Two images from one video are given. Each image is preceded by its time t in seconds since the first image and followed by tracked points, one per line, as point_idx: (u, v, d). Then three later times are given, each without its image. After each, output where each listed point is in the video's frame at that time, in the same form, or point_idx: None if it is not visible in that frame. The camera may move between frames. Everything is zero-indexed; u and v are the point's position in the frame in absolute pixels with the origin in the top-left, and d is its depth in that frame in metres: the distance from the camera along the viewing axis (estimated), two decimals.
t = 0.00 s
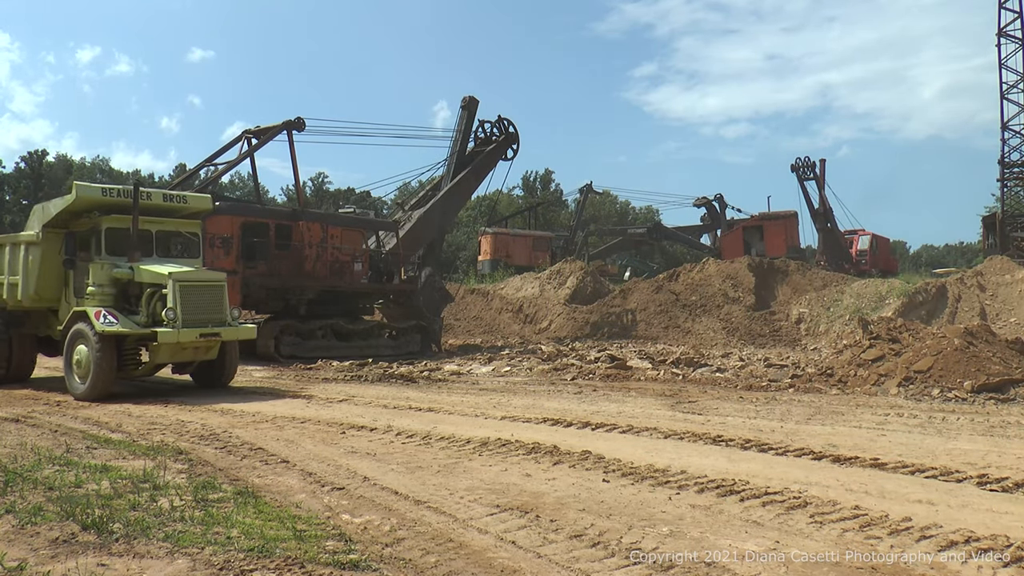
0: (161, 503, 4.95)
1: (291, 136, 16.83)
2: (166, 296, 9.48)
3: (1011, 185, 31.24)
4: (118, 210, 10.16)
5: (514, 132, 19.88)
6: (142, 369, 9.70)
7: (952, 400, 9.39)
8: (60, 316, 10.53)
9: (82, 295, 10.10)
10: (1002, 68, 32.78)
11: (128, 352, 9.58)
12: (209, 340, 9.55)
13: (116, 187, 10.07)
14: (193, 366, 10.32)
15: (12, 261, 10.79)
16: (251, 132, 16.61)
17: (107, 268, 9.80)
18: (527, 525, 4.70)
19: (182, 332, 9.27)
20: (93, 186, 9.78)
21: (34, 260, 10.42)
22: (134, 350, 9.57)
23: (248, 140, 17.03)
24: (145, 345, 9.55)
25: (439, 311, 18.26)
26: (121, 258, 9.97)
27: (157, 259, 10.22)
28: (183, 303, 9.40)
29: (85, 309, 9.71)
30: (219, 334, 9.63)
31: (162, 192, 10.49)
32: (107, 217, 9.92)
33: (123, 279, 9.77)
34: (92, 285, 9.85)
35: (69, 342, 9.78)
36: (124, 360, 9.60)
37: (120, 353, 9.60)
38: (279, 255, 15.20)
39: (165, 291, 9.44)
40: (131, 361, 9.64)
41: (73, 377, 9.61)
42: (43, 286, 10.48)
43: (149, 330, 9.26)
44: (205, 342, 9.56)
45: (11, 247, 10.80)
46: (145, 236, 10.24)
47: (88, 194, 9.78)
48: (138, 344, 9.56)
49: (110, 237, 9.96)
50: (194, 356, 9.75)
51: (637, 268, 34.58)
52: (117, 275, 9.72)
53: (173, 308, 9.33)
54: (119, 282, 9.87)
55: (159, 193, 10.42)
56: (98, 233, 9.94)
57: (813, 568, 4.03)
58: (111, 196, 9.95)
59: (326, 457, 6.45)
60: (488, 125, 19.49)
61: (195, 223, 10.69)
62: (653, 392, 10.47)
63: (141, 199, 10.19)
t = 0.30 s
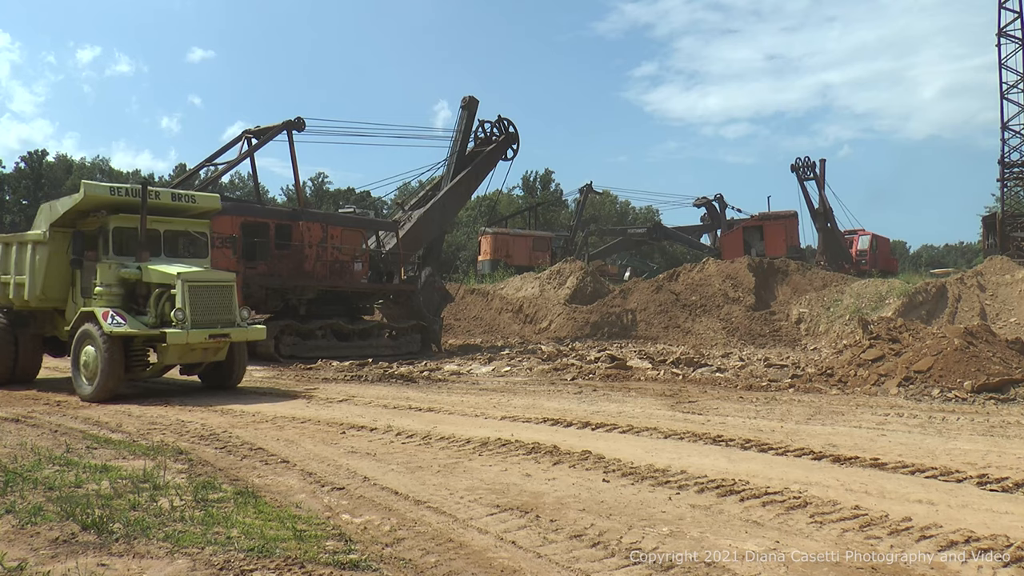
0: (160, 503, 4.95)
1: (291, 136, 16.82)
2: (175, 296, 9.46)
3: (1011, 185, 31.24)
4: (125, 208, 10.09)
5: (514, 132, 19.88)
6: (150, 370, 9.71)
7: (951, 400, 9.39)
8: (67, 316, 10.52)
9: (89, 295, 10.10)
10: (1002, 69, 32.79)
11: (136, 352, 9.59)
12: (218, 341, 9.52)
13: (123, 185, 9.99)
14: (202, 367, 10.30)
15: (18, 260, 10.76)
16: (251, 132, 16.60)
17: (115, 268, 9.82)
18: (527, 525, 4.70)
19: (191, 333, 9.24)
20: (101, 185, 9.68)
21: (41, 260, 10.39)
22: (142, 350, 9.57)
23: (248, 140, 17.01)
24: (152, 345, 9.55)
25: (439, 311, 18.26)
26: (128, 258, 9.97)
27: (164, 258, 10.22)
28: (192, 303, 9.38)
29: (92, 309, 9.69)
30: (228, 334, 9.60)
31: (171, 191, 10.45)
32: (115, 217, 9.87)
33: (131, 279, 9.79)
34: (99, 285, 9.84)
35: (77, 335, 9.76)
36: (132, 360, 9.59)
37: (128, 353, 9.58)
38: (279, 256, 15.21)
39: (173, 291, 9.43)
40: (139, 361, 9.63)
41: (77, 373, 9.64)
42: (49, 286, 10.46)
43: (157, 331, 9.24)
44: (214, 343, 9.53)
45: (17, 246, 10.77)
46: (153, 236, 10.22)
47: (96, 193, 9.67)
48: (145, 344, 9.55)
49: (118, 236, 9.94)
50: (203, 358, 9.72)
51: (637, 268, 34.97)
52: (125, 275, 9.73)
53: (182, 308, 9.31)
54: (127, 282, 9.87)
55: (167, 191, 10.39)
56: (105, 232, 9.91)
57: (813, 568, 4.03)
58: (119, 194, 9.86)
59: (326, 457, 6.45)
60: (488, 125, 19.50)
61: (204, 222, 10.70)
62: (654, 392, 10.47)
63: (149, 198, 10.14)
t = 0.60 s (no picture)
0: (160, 503, 4.95)
1: (291, 136, 16.82)
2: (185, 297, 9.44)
3: (1011, 185, 31.26)
4: (134, 207, 10.12)
5: (514, 132, 19.88)
6: (160, 371, 9.67)
7: (951, 400, 9.39)
8: (74, 316, 10.47)
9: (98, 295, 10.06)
10: (1002, 69, 32.80)
11: (145, 355, 9.53)
12: (228, 343, 9.49)
13: (132, 184, 10.00)
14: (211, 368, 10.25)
15: (26, 259, 10.71)
16: (251, 132, 16.61)
17: (124, 268, 9.79)
18: (527, 525, 4.70)
19: (202, 334, 9.21)
20: (109, 184, 9.69)
21: (49, 259, 10.34)
22: (151, 352, 9.52)
23: (248, 140, 17.02)
24: (162, 346, 9.51)
25: (439, 311, 18.27)
26: (138, 258, 9.96)
27: (173, 257, 10.20)
28: (202, 304, 9.35)
29: (102, 310, 9.66)
30: (239, 336, 9.57)
31: (179, 190, 10.46)
32: (123, 216, 9.87)
33: (140, 279, 9.76)
34: (108, 285, 9.81)
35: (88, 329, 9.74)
36: (142, 361, 9.53)
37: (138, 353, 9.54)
38: (279, 256, 15.23)
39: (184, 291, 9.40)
40: (149, 362, 9.58)
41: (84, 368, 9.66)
42: (57, 286, 10.39)
43: (167, 333, 9.21)
44: (224, 344, 9.49)
45: (25, 246, 10.73)
46: (162, 236, 10.22)
47: (104, 192, 9.69)
48: (154, 346, 9.51)
49: (126, 236, 9.93)
50: (212, 360, 9.68)
51: (637, 268, 35.14)
52: (134, 275, 9.71)
53: (192, 308, 9.28)
54: (136, 281, 9.84)
55: (177, 190, 10.40)
56: (114, 232, 9.90)
57: (814, 568, 4.03)
58: (127, 193, 9.88)
59: (326, 457, 6.45)
60: (488, 125, 19.51)
61: (213, 222, 10.68)
62: (653, 392, 10.47)
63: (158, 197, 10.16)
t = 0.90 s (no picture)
0: (160, 503, 4.95)
1: (291, 136, 16.81)
2: (196, 296, 9.40)
3: (1011, 186, 31.26)
4: (144, 206, 10.10)
5: (515, 132, 19.88)
6: (169, 372, 9.64)
7: (951, 400, 9.39)
8: (82, 317, 10.42)
9: (107, 295, 10.01)
10: (1003, 69, 32.81)
11: (153, 355, 9.54)
12: (239, 343, 9.44)
13: (141, 182, 10.00)
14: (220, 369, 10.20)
15: (32, 260, 10.62)
16: (251, 132, 16.60)
17: (134, 268, 9.77)
18: (527, 525, 4.70)
19: (214, 334, 9.16)
20: (118, 181, 9.69)
21: (56, 259, 10.27)
22: (160, 352, 9.53)
23: (248, 140, 17.01)
24: (171, 346, 9.51)
25: (439, 311, 18.27)
26: (147, 257, 9.95)
27: (183, 256, 10.18)
28: (213, 303, 9.30)
29: (111, 310, 9.62)
30: (250, 336, 9.52)
31: (189, 189, 10.45)
32: (132, 214, 9.86)
33: (150, 278, 9.73)
34: (117, 284, 9.77)
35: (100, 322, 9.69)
36: (151, 361, 9.52)
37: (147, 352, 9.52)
38: (279, 256, 15.25)
39: (195, 290, 9.35)
40: (158, 362, 9.57)
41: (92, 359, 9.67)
42: (65, 286, 10.32)
43: (178, 334, 9.17)
44: (235, 344, 9.45)
45: (31, 245, 10.63)
46: (171, 234, 10.20)
47: (113, 190, 9.68)
48: (164, 345, 9.50)
49: (135, 235, 9.91)
50: (222, 360, 9.64)
51: (637, 268, 35.15)
52: (144, 274, 9.68)
53: (204, 308, 9.23)
54: (146, 281, 9.81)
55: (186, 189, 10.40)
56: (123, 231, 9.87)
57: (813, 568, 4.03)
58: (137, 191, 9.88)
59: (326, 457, 6.45)
60: (488, 125, 19.51)
61: (222, 221, 10.64)
62: (653, 392, 10.47)
63: (168, 196, 10.16)
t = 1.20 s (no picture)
0: (160, 503, 4.95)
1: (291, 136, 16.80)
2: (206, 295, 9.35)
3: (1011, 185, 31.27)
4: (152, 205, 10.04)
5: (515, 132, 19.88)
6: (179, 373, 9.61)
7: (951, 400, 9.40)
8: (90, 317, 10.35)
9: (115, 294, 9.96)
10: (1003, 69, 32.82)
11: (163, 355, 9.49)
12: (250, 343, 9.40)
13: (150, 181, 9.95)
14: (231, 370, 10.19)
15: (39, 259, 10.51)
16: (251, 132, 16.60)
17: (143, 267, 9.74)
18: (527, 525, 4.70)
19: (225, 334, 9.12)
20: (128, 180, 9.64)
21: (64, 259, 10.18)
22: (170, 352, 9.48)
23: (248, 140, 17.01)
24: (181, 347, 9.45)
25: (439, 311, 18.27)
26: (156, 256, 9.93)
27: (193, 257, 10.15)
28: (224, 303, 9.25)
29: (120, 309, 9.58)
30: (261, 336, 9.47)
31: (199, 187, 10.43)
32: (142, 213, 9.82)
33: (159, 278, 9.69)
34: (126, 284, 9.75)
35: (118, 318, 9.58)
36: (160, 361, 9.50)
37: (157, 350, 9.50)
38: (279, 256, 15.24)
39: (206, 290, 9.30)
40: (168, 363, 9.54)
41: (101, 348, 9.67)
42: (73, 286, 10.23)
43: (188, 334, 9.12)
44: (246, 344, 9.40)
45: (38, 245, 10.52)
46: (181, 234, 10.14)
47: (122, 188, 9.62)
48: (173, 346, 9.45)
49: (144, 234, 9.88)
50: (233, 360, 9.60)
51: (636, 269, 35.09)
52: (154, 273, 9.65)
53: (215, 308, 9.17)
54: (155, 280, 9.79)
55: (195, 187, 10.37)
56: (132, 230, 9.84)
57: (813, 568, 4.03)
58: (146, 190, 9.82)
59: (326, 457, 6.45)
60: (488, 125, 19.49)
61: (231, 220, 10.61)
62: (654, 392, 10.47)
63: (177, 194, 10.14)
